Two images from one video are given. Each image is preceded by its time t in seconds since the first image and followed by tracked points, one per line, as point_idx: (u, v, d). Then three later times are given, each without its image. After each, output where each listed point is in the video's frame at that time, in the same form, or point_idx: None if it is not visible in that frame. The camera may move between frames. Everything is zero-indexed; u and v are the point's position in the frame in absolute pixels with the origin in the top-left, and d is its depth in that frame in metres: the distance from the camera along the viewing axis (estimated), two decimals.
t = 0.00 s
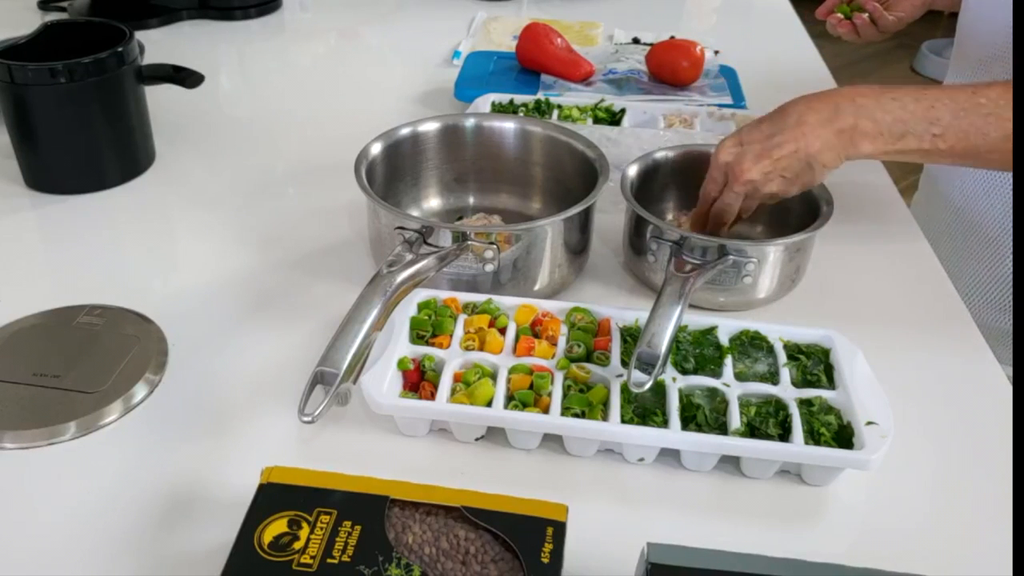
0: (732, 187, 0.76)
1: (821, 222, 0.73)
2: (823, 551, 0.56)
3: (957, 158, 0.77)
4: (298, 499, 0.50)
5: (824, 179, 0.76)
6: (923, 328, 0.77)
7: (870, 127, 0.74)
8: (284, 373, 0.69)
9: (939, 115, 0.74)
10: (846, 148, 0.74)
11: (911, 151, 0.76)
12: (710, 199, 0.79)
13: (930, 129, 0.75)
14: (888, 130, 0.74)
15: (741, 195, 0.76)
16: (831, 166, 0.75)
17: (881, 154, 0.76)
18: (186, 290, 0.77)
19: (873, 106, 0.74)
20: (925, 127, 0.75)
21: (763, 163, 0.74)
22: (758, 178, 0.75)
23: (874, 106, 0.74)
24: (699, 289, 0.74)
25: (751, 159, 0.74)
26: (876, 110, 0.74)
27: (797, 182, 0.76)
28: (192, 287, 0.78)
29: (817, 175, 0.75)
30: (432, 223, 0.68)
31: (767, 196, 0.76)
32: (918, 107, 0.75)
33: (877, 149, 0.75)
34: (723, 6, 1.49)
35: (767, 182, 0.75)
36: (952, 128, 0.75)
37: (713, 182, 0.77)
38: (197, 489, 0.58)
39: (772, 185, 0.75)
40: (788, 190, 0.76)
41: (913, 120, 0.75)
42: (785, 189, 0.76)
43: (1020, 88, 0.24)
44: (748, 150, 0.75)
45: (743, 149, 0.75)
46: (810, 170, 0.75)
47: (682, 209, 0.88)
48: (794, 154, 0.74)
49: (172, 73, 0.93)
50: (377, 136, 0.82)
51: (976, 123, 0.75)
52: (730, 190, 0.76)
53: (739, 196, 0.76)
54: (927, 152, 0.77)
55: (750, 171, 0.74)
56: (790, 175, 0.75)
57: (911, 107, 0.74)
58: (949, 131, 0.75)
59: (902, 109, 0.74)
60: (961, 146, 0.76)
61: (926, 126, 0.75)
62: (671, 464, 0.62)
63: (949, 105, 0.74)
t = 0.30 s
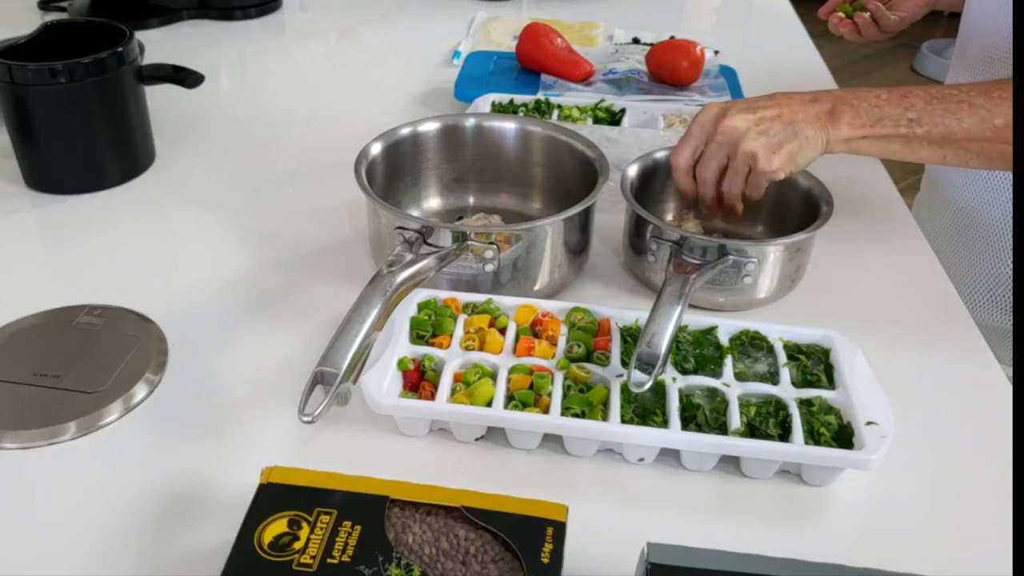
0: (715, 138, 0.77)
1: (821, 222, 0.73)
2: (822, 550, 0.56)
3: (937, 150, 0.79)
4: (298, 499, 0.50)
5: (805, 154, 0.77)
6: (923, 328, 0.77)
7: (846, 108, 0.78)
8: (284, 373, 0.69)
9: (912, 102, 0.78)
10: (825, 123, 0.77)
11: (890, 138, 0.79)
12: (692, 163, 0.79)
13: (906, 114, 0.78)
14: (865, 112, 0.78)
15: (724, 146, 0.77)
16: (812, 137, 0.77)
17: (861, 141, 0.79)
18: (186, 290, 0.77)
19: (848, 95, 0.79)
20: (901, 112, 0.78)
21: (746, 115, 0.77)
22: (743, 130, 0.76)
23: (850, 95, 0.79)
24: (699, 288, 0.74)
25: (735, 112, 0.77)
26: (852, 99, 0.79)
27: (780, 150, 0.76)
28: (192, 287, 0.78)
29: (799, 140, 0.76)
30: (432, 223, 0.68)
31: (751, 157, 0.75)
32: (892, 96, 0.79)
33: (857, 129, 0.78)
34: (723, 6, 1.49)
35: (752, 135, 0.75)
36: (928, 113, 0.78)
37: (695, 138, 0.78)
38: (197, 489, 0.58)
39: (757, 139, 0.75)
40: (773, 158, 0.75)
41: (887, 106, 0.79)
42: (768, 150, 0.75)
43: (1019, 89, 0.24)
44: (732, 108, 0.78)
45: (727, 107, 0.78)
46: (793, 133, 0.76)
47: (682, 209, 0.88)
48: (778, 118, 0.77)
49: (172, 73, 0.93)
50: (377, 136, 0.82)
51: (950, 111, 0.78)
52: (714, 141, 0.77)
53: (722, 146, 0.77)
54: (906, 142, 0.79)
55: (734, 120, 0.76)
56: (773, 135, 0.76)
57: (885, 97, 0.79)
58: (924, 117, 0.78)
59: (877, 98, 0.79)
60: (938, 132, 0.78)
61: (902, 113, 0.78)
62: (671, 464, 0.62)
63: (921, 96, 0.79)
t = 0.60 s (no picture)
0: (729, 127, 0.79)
1: (821, 222, 0.72)
2: (822, 550, 0.56)
3: (962, 138, 0.78)
4: (298, 499, 0.50)
5: (823, 137, 0.78)
6: (923, 328, 0.77)
7: (871, 88, 0.78)
8: (283, 373, 0.69)
9: (940, 87, 0.78)
10: (846, 104, 0.78)
11: (915, 122, 0.78)
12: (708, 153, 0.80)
13: (932, 98, 0.78)
14: (889, 94, 0.78)
15: (738, 135, 0.78)
16: (830, 119, 0.78)
17: (885, 122, 0.79)
18: (186, 290, 0.77)
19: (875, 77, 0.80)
20: (927, 95, 0.78)
21: (761, 102, 0.78)
22: (757, 116, 0.78)
23: (875, 77, 0.79)
24: (699, 288, 0.74)
25: (750, 100, 0.79)
26: (879, 80, 0.79)
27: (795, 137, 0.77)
28: (192, 287, 0.78)
29: (815, 124, 0.78)
30: (432, 223, 0.68)
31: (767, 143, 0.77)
32: (919, 79, 0.79)
33: (880, 110, 0.78)
34: (723, 6, 1.49)
35: (766, 121, 0.77)
36: (954, 98, 0.77)
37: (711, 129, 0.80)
38: (196, 489, 0.58)
39: (772, 125, 0.77)
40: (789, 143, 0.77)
41: (913, 88, 0.78)
42: (785, 135, 0.77)
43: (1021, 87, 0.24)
44: (749, 96, 0.80)
45: (744, 96, 0.80)
46: (809, 116, 0.78)
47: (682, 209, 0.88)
48: (794, 103, 0.78)
49: (172, 73, 0.93)
50: (377, 136, 0.82)
51: (976, 97, 0.77)
52: (728, 130, 0.79)
53: (737, 134, 0.78)
54: (931, 126, 0.78)
55: (749, 108, 0.78)
56: (789, 121, 0.78)
57: (912, 80, 0.79)
58: (950, 101, 0.77)
59: (903, 81, 0.79)
60: (964, 117, 0.77)
61: (927, 96, 0.78)
62: (671, 464, 0.62)
63: (949, 81, 0.78)
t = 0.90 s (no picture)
0: (732, 123, 0.79)
1: (821, 222, 0.72)
2: (822, 550, 0.56)
3: (969, 142, 0.78)
4: (298, 499, 0.50)
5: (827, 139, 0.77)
6: (923, 328, 0.77)
7: (877, 94, 0.78)
8: (283, 373, 0.69)
9: (947, 92, 0.77)
10: (852, 108, 0.77)
11: (923, 126, 0.78)
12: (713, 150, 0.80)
13: (940, 102, 0.77)
14: (897, 98, 0.77)
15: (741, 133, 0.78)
16: (834, 122, 0.77)
17: (892, 127, 0.78)
18: (186, 290, 0.77)
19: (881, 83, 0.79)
20: (935, 100, 0.77)
21: (766, 101, 0.79)
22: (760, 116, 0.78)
23: (883, 83, 0.79)
24: (699, 288, 0.74)
25: (756, 99, 0.79)
26: (885, 87, 0.79)
27: (798, 135, 0.77)
28: (192, 286, 0.78)
29: (820, 125, 0.77)
30: (432, 223, 0.68)
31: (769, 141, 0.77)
32: (926, 86, 0.78)
33: (887, 115, 0.77)
34: (723, 6, 1.49)
35: (768, 120, 0.77)
36: (962, 103, 0.77)
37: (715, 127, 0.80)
38: (197, 489, 0.58)
39: (774, 124, 0.77)
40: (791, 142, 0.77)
41: (920, 94, 0.78)
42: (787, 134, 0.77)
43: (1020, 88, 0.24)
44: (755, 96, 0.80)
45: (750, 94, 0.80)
46: (814, 118, 0.77)
47: (682, 209, 0.88)
48: (799, 105, 0.78)
49: (172, 73, 0.93)
50: (377, 136, 0.82)
51: (985, 101, 0.76)
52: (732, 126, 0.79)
53: (741, 131, 0.78)
54: (939, 131, 0.78)
55: (754, 106, 0.79)
56: (793, 121, 0.77)
57: (919, 87, 0.78)
58: (958, 105, 0.77)
59: (911, 87, 0.78)
60: (972, 122, 0.76)
61: (935, 101, 0.77)
62: (671, 464, 0.62)
63: (957, 87, 0.78)
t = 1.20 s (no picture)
0: (740, 117, 0.79)
1: (821, 222, 0.72)
2: (822, 550, 0.56)
3: (982, 142, 0.78)
4: (299, 499, 0.50)
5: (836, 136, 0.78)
6: (924, 330, 0.77)
7: (891, 92, 0.78)
8: (283, 373, 0.69)
9: (961, 91, 0.77)
10: (864, 106, 0.78)
11: (936, 125, 0.78)
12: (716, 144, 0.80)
13: (954, 102, 0.77)
14: (911, 97, 0.78)
15: (750, 125, 0.79)
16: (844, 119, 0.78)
17: (905, 125, 0.78)
18: (186, 290, 0.77)
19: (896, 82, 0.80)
20: (949, 100, 0.78)
21: (776, 96, 0.79)
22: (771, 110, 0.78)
23: (897, 82, 0.79)
24: (699, 288, 0.74)
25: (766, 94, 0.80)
26: (900, 85, 0.79)
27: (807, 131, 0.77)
28: (192, 286, 0.78)
29: (829, 122, 0.77)
30: (432, 223, 0.68)
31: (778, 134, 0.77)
32: (940, 86, 0.78)
33: (900, 113, 0.78)
34: (723, 6, 1.49)
35: (778, 113, 0.78)
36: (976, 102, 0.77)
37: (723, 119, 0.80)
38: (196, 489, 0.58)
39: (784, 118, 0.78)
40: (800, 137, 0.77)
41: (935, 93, 0.78)
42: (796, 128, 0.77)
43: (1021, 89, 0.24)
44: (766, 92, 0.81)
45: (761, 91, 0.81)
46: (824, 114, 0.78)
47: (682, 209, 0.88)
48: (811, 101, 0.79)
49: (172, 73, 0.93)
50: (377, 136, 0.82)
51: (998, 102, 0.76)
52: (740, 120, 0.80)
53: (749, 124, 0.79)
54: (951, 130, 0.78)
55: (764, 100, 0.79)
56: (803, 116, 0.78)
57: (933, 86, 0.79)
58: (973, 105, 0.77)
59: (925, 86, 0.79)
60: (986, 121, 0.76)
61: (949, 101, 0.77)
62: (671, 463, 0.62)
63: (972, 86, 0.78)
